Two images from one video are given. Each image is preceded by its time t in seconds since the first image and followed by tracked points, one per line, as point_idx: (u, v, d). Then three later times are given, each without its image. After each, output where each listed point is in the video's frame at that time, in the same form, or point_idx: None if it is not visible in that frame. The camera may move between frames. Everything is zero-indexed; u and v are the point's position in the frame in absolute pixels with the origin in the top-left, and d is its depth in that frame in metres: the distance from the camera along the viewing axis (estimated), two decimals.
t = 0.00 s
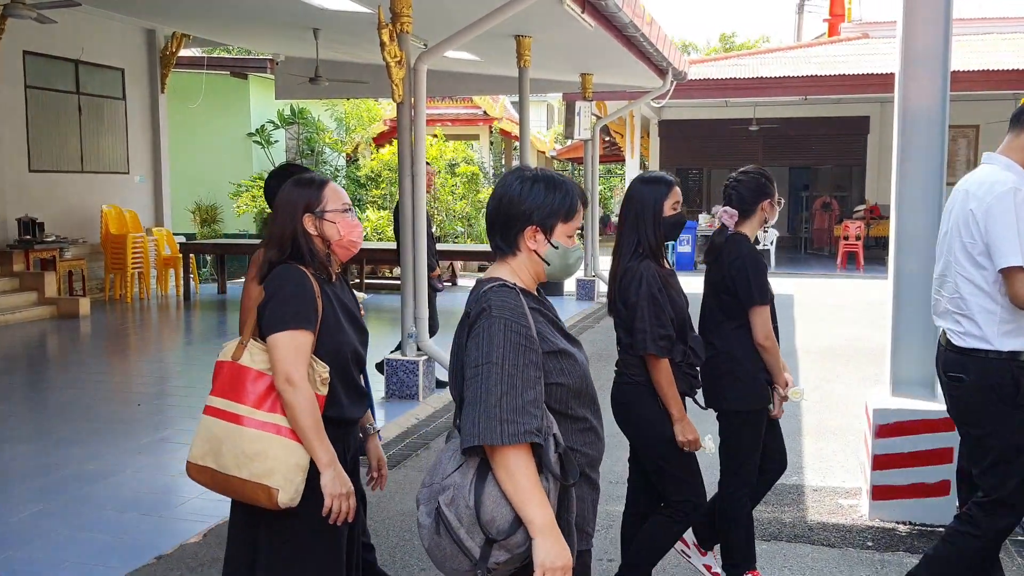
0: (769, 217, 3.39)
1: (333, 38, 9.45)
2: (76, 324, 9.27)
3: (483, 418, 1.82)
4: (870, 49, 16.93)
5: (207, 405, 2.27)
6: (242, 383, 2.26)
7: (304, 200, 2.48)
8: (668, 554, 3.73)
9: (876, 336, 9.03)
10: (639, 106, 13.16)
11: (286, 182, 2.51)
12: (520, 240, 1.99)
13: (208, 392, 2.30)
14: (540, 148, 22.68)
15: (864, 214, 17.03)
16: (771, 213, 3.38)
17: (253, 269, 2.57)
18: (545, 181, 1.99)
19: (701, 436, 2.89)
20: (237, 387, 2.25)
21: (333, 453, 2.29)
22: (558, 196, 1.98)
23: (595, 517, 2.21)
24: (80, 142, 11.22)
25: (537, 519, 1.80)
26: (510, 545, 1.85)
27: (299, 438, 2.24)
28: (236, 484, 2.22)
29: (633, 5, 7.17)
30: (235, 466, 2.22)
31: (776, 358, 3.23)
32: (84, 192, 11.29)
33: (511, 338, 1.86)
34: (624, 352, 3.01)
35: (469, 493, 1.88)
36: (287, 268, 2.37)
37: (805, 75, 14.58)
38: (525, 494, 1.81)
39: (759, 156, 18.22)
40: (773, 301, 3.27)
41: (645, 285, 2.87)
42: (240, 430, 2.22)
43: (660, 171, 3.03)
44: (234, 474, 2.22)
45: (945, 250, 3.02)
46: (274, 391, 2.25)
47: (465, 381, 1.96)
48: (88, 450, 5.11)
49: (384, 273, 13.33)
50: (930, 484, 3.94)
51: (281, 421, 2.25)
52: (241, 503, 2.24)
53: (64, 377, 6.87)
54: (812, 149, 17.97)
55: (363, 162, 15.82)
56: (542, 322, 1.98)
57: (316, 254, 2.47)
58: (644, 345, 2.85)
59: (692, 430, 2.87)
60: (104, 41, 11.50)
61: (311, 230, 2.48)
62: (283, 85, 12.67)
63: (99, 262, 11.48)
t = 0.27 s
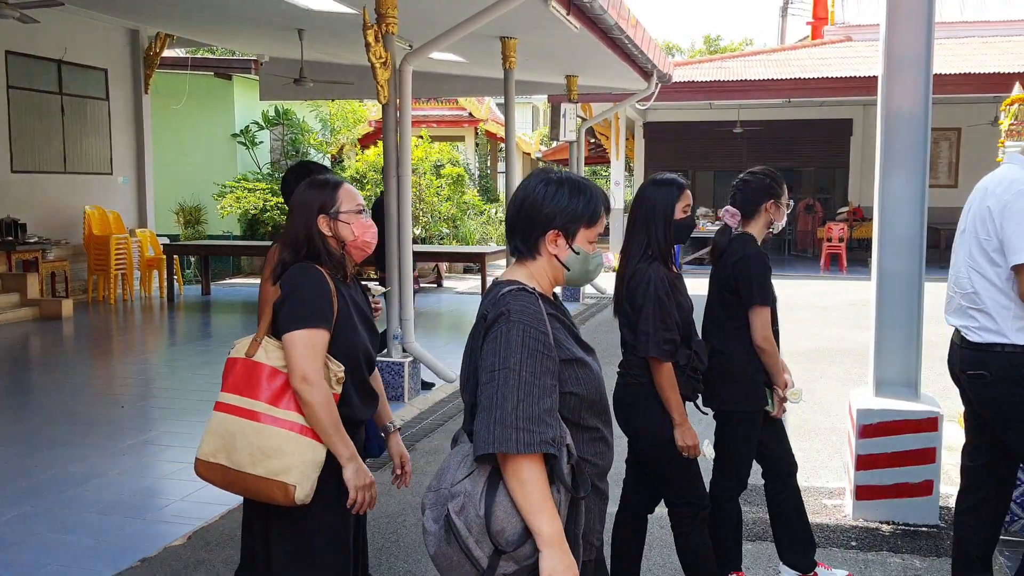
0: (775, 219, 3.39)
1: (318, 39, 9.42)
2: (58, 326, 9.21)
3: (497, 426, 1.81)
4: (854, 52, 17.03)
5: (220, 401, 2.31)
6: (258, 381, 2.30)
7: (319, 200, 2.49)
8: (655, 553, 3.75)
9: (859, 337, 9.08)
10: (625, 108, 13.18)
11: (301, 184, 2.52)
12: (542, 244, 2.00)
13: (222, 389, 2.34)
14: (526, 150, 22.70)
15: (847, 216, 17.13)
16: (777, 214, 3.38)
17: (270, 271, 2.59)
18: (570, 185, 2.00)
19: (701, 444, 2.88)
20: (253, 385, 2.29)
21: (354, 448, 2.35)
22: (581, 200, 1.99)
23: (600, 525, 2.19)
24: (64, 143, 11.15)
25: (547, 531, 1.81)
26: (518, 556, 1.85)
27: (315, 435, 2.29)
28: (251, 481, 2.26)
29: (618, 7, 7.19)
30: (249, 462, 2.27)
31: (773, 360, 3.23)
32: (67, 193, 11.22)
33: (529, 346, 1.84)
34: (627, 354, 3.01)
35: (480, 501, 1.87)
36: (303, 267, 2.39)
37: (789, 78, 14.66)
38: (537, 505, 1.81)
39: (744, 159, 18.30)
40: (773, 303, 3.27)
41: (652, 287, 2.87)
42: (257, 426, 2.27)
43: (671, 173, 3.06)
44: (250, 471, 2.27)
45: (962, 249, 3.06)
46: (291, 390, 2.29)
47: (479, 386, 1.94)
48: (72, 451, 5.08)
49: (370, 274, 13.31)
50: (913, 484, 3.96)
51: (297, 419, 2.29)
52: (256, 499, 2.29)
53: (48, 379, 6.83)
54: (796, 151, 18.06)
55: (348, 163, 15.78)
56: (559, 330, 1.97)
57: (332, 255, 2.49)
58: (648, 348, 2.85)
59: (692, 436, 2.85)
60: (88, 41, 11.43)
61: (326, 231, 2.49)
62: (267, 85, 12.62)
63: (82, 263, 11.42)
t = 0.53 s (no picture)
0: (793, 222, 3.38)
1: (306, 38, 9.39)
2: (44, 326, 9.15)
3: (517, 424, 1.77)
4: (840, 53, 17.11)
5: (225, 399, 2.27)
6: (263, 379, 2.27)
7: (332, 201, 2.48)
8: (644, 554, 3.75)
9: (846, 338, 9.12)
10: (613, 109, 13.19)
11: (314, 185, 2.52)
12: (568, 245, 1.98)
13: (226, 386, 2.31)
14: (514, 150, 22.70)
15: (834, 217, 17.19)
16: (795, 215, 3.37)
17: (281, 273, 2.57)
18: (589, 184, 1.98)
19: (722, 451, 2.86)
20: (258, 383, 2.27)
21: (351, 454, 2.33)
22: (602, 198, 1.97)
23: (613, 532, 2.16)
24: (49, 142, 11.07)
25: (565, 534, 1.77)
26: (535, 558, 1.82)
27: (316, 437, 2.27)
28: (250, 480, 2.23)
29: (606, 8, 7.20)
30: (250, 462, 2.24)
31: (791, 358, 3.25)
32: (53, 193, 11.15)
33: (553, 346, 1.81)
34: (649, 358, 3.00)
35: (498, 501, 1.83)
36: (313, 268, 2.38)
37: (776, 79, 14.70)
38: (555, 506, 1.78)
39: (731, 160, 18.34)
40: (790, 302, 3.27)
41: (676, 292, 2.87)
42: (259, 425, 2.24)
43: (693, 177, 3.06)
44: (250, 470, 2.24)
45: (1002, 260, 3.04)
46: (295, 391, 2.27)
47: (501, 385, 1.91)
48: (57, 452, 5.05)
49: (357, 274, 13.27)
50: (902, 484, 3.98)
51: (299, 420, 2.27)
52: (254, 499, 2.26)
53: (33, 380, 6.78)
54: (783, 153, 18.12)
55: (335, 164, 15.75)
56: (583, 332, 1.94)
57: (343, 257, 2.48)
58: (669, 353, 2.84)
59: (714, 444, 2.84)
60: (74, 39, 11.36)
61: (338, 233, 2.48)
62: (255, 85, 12.57)
63: (68, 263, 11.36)
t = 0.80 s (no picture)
0: (813, 216, 3.36)
1: (296, 38, 9.37)
2: (32, 327, 9.10)
3: (573, 418, 1.80)
4: (830, 54, 17.17)
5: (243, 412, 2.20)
6: (278, 391, 2.19)
7: (348, 204, 2.38)
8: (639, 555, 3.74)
9: (835, 338, 9.15)
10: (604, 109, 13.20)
11: (330, 187, 2.42)
12: (617, 248, 2.02)
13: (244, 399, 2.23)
14: (504, 151, 22.71)
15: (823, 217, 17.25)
16: (815, 210, 3.34)
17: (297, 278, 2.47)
18: (626, 185, 2.02)
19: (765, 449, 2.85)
20: (273, 395, 2.18)
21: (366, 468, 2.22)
22: (640, 197, 2.00)
23: (670, 531, 2.17)
24: (38, 142, 11.01)
25: (619, 528, 1.78)
26: (590, 552, 1.84)
27: (332, 448, 2.16)
28: (269, 494, 2.15)
29: (597, 8, 7.20)
30: (269, 476, 2.15)
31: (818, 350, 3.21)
32: (41, 193, 11.09)
33: (607, 343, 1.84)
34: (686, 357, 2.91)
35: (553, 494, 1.86)
36: (328, 274, 2.28)
37: (766, 80, 14.74)
38: (609, 499, 1.79)
39: (722, 161, 18.38)
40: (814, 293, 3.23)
41: (715, 291, 2.77)
42: (275, 439, 2.15)
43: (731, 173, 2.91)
44: (269, 484, 2.15)
45: None
46: (310, 401, 2.17)
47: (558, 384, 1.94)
48: (45, 454, 5.01)
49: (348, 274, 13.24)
50: (891, 484, 3.99)
51: (315, 432, 2.17)
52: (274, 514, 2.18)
53: (21, 381, 6.74)
54: (773, 153, 18.16)
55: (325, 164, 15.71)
56: (638, 331, 1.96)
57: (359, 261, 2.37)
58: (710, 352, 2.76)
59: (757, 442, 2.82)
60: (62, 38, 11.30)
61: (353, 236, 2.38)
62: (245, 85, 12.53)
63: (57, 263, 11.32)
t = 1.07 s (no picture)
0: (832, 219, 3.29)
1: (293, 41, 9.38)
2: (28, 330, 9.09)
3: (659, 403, 1.83)
4: (826, 57, 17.20)
5: (277, 426, 2.11)
6: (311, 403, 2.09)
7: (362, 202, 2.26)
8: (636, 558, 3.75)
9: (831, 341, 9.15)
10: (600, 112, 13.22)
11: (343, 186, 2.30)
12: (667, 241, 2.05)
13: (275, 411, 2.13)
14: (501, 153, 22.72)
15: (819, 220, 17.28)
16: (833, 214, 3.28)
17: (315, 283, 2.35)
18: (669, 178, 2.06)
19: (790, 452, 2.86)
20: (306, 407, 2.09)
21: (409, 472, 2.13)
22: (683, 187, 2.04)
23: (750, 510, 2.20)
24: (34, 146, 11.01)
25: (719, 502, 1.82)
26: (692, 530, 1.86)
27: (373, 455, 2.07)
28: (313, 507, 2.07)
29: (594, 11, 7.20)
30: (310, 490, 2.07)
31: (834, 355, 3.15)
32: (38, 196, 11.08)
33: (676, 328, 1.88)
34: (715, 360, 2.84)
35: (650, 479, 1.87)
36: (350, 278, 2.17)
37: (762, 82, 14.76)
38: (706, 478, 1.83)
39: (718, 163, 18.40)
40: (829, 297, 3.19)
41: (749, 294, 2.71)
42: (313, 452, 2.06)
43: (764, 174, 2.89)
44: (312, 498, 2.07)
45: None
46: (346, 409, 2.07)
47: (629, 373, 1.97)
48: (42, 458, 4.99)
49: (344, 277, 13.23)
50: (888, 485, 3.99)
51: (354, 441, 2.08)
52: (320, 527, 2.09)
53: (17, 384, 6.73)
54: (769, 156, 18.18)
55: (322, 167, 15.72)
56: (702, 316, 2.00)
57: (378, 261, 2.26)
58: (744, 356, 2.68)
59: (784, 447, 2.82)
60: (59, 41, 11.29)
61: (370, 236, 2.26)
62: (242, 87, 12.51)
63: (53, 267, 11.35)
